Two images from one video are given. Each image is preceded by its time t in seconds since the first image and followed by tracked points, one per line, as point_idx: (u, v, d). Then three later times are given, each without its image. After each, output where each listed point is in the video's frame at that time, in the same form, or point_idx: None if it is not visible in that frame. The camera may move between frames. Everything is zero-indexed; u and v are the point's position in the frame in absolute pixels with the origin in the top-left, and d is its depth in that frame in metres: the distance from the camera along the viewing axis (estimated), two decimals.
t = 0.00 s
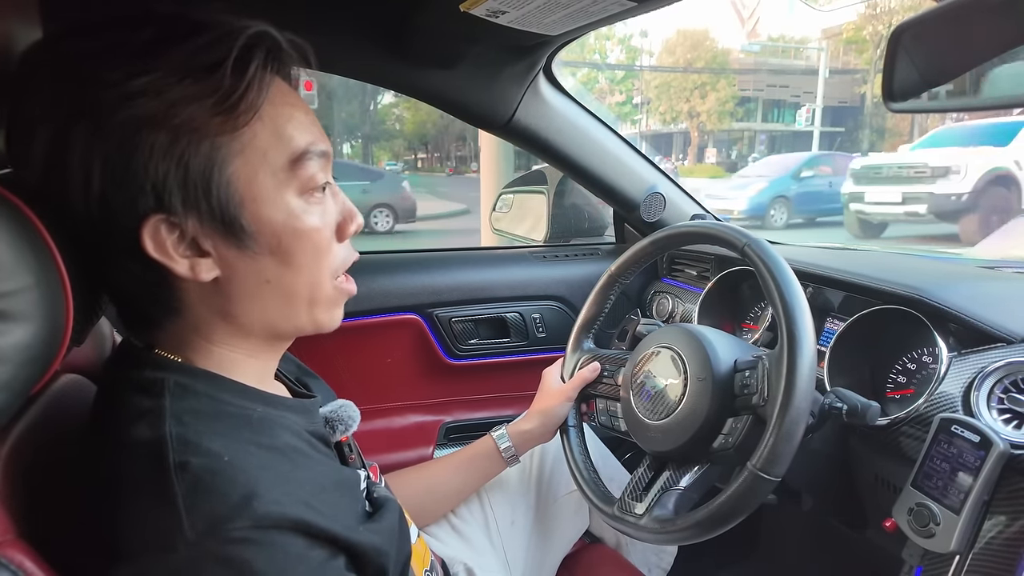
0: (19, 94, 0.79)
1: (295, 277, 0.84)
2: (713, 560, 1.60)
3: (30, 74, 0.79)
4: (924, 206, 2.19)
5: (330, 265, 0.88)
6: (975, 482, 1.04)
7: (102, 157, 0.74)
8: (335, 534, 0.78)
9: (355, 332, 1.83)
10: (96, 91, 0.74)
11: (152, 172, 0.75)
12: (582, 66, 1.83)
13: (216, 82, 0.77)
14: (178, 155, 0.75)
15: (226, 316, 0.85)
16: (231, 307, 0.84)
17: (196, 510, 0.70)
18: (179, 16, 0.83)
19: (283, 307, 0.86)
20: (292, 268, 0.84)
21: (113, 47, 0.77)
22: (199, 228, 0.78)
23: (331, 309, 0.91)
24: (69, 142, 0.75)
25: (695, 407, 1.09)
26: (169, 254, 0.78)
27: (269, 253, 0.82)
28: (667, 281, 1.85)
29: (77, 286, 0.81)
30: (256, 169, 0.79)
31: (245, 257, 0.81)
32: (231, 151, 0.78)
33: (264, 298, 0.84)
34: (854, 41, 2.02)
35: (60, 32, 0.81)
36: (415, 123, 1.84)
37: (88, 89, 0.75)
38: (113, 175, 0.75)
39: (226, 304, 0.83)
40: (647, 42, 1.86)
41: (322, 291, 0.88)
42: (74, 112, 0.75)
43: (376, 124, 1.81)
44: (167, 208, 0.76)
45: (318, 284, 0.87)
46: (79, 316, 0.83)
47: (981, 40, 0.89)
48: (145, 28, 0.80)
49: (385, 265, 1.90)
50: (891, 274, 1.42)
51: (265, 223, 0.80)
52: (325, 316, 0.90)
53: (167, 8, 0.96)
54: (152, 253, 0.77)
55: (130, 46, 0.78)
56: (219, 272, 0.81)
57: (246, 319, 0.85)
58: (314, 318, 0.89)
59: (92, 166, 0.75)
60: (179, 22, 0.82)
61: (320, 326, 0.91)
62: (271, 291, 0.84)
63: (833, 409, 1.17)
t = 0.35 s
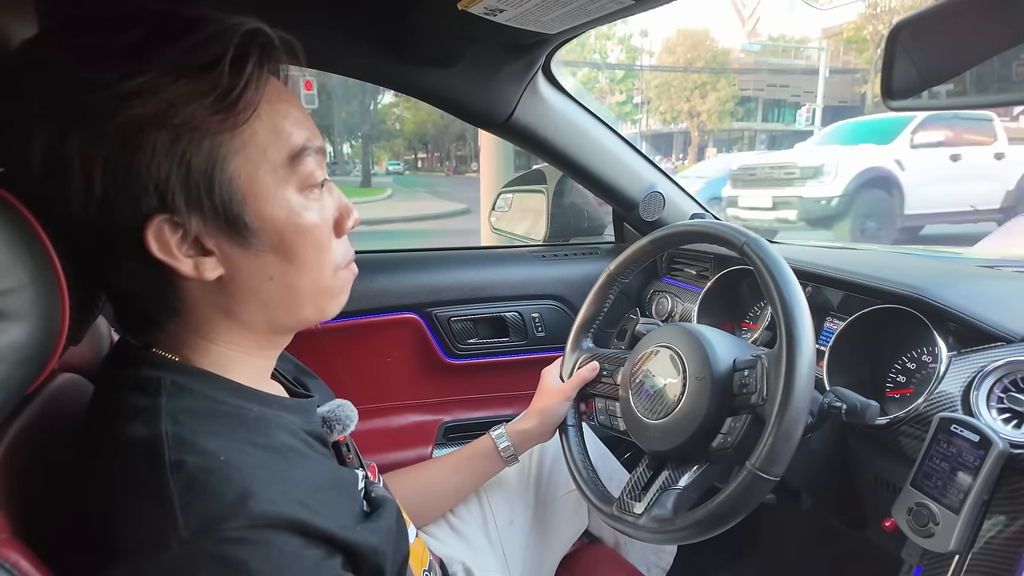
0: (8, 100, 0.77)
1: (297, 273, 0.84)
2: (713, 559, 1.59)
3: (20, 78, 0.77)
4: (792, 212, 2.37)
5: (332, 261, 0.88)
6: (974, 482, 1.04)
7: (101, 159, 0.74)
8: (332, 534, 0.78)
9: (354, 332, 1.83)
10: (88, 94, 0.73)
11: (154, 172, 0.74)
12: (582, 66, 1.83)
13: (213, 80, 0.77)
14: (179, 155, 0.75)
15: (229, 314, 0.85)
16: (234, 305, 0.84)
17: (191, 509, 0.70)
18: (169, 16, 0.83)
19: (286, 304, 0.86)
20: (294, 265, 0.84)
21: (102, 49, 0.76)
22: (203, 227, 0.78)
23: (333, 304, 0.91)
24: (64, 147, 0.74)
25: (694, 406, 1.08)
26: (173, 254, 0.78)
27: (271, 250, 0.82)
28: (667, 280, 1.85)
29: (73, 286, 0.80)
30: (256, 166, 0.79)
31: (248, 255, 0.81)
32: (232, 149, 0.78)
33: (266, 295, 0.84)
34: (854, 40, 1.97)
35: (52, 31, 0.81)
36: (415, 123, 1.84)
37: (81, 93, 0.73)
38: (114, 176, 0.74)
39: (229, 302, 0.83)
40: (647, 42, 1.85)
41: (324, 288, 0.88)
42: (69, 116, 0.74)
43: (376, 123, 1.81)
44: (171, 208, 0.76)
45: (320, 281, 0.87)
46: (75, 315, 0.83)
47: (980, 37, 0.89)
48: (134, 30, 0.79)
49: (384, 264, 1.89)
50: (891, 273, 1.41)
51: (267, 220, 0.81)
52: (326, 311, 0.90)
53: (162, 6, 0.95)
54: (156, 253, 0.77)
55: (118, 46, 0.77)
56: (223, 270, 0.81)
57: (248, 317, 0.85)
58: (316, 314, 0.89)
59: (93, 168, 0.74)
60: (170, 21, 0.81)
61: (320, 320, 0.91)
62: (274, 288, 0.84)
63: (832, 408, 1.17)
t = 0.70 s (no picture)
0: (17, 101, 0.77)
1: (306, 271, 0.85)
2: (713, 560, 1.59)
3: (28, 78, 0.77)
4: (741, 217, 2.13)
5: (339, 259, 0.88)
6: (975, 482, 1.04)
7: (118, 157, 0.74)
8: (332, 533, 0.78)
9: (354, 332, 1.83)
10: (104, 94, 0.73)
11: (171, 171, 0.74)
12: (582, 66, 1.83)
13: (227, 79, 0.77)
14: (195, 153, 0.75)
15: (237, 312, 0.84)
16: (243, 303, 0.84)
17: (192, 509, 0.70)
18: (180, 16, 0.82)
19: (294, 303, 0.86)
20: (304, 263, 0.84)
21: (116, 50, 0.76)
22: (217, 225, 0.78)
23: (337, 302, 0.91)
24: (81, 146, 0.74)
25: (695, 406, 1.08)
26: (187, 252, 0.78)
27: (282, 248, 0.82)
28: (667, 280, 1.85)
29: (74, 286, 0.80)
30: (268, 165, 0.80)
31: (260, 253, 0.81)
32: (245, 149, 0.78)
33: (275, 294, 0.84)
34: (854, 39, 1.90)
35: (57, 32, 0.81)
36: (415, 123, 1.84)
37: (97, 92, 0.73)
38: (131, 174, 0.74)
39: (239, 300, 0.83)
40: (647, 42, 1.86)
41: (330, 286, 0.88)
42: (85, 116, 0.73)
43: (375, 123, 1.80)
44: (186, 206, 0.76)
45: (327, 279, 0.87)
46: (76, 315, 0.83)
47: (983, 35, 0.89)
48: (145, 30, 0.79)
49: (384, 264, 1.89)
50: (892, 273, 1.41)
51: (279, 218, 0.81)
52: (331, 309, 0.90)
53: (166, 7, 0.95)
54: (173, 252, 0.77)
55: (129, 49, 0.76)
56: (236, 268, 0.81)
57: (257, 315, 0.85)
58: (322, 312, 0.89)
59: (110, 166, 0.74)
60: (180, 24, 0.80)
61: (325, 319, 0.91)
62: (282, 286, 0.84)
63: (833, 408, 1.17)
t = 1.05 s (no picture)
0: (25, 99, 0.77)
1: (308, 272, 0.85)
2: (713, 560, 1.59)
3: (35, 78, 0.77)
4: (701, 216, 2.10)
5: (341, 261, 0.88)
6: (975, 482, 1.04)
7: (125, 155, 0.74)
8: (334, 534, 0.78)
9: (355, 332, 1.83)
10: (112, 93, 0.73)
11: (177, 170, 0.75)
12: (582, 66, 1.83)
13: (234, 80, 0.77)
14: (201, 153, 0.75)
15: (238, 312, 0.85)
16: (245, 303, 0.84)
17: (195, 510, 0.70)
18: (188, 17, 0.82)
19: (296, 303, 0.86)
20: (306, 264, 0.84)
21: (124, 51, 0.76)
22: (221, 225, 0.78)
23: (338, 304, 0.91)
24: (89, 144, 0.74)
25: (696, 406, 1.08)
26: (191, 251, 0.78)
27: (285, 249, 0.82)
28: (668, 280, 1.85)
29: (78, 285, 0.81)
30: (273, 166, 0.80)
31: (264, 253, 0.81)
32: (250, 149, 0.78)
33: (277, 294, 0.84)
34: (855, 39, 1.87)
35: (63, 33, 0.81)
36: (414, 123, 1.86)
37: (105, 90, 0.74)
38: (137, 173, 0.74)
39: (241, 300, 0.83)
40: (647, 42, 1.87)
41: (331, 287, 0.88)
42: (92, 114, 0.74)
43: (376, 123, 1.83)
44: (191, 205, 0.76)
45: (329, 280, 0.87)
46: (79, 315, 0.83)
47: (982, 38, 0.89)
48: (153, 31, 0.79)
49: (384, 264, 1.89)
50: (892, 274, 1.41)
51: (283, 219, 0.81)
52: (332, 311, 0.90)
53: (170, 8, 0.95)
54: (175, 251, 0.78)
55: (137, 48, 0.76)
56: (238, 268, 0.81)
57: (258, 315, 0.86)
58: (323, 313, 0.89)
59: (115, 164, 0.74)
60: (188, 23, 0.80)
61: (325, 320, 0.91)
62: (284, 287, 0.84)
63: (834, 408, 1.17)
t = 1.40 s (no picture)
0: (24, 99, 0.77)
1: (306, 271, 0.85)
2: (713, 559, 1.59)
3: (34, 77, 0.77)
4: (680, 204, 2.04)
5: (340, 260, 0.88)
6: (975, 482, 1.04)
7: (122, 153, 0.74)
8: (334, 533, 0.78)
9: (355, 332, 1.83)
10: (111, 91, 0.74)
11: (174, 168, 0.75)
12: (583, 66, 1.83)
13: (233, 79, 0.77)
14: (198, 152, 0.75)
15: (236, 312, 0.85)
16: (243, 303, 0.84)
17: (196, 509, 0.70)
18: (188, 17, 0.82)
19: (294, 303, 0.86)
20: (304, 263, 0.84)
21: (122, 51, 0.76)
22: (218, 224, 0.78)
23: (338, 304, 0.91)
24: (86, 142, 0.74)
25: (695, 406, 1.09)
26: (187, 249, 0.78)
27: (282, 248, 0.82)
28: (668, 280, 1.85)
29: (78, 284, 0.81)
30: (271, 165, 0.80)
31: (261, 252, 0.81)
32: (247, 148, 0.78)
33: (276, 294, 0.84)
34: (856, 39, 1.79)
35: (62, 32, 0.81)
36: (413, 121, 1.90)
37: (104, 89, 0.74)
38: (134, 172, 0.75)
39: (239, 299, 0.84)
40: (647, 41, 1.84)
41: (330, 286, 0.88)
42: (89, 113, 0.74)
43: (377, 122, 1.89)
44: (188, 203, 0.76)
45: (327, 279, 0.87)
46: (79, 314, 0.83)
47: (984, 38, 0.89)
48: (153, 31, 0.79)
49: (385, 264, 1.89)
50: (893, 274, 1.41)
51: (280, 218, 0.81)
52: (331, 310, 0.90)
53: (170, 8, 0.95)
54: (172, 250, 0.78)
55: (136, 47, 0.76)
56: (235, 267, 0.81)
57: (257, 315, 0.86)
58: (322, 312, 0.89)
59: (112, 163, 0.74)
60: (186, 23, 0.80)
61: (324, 318, 0.91)
62: (282, 286, 0.84)
63: (834, 408, 1.17)
